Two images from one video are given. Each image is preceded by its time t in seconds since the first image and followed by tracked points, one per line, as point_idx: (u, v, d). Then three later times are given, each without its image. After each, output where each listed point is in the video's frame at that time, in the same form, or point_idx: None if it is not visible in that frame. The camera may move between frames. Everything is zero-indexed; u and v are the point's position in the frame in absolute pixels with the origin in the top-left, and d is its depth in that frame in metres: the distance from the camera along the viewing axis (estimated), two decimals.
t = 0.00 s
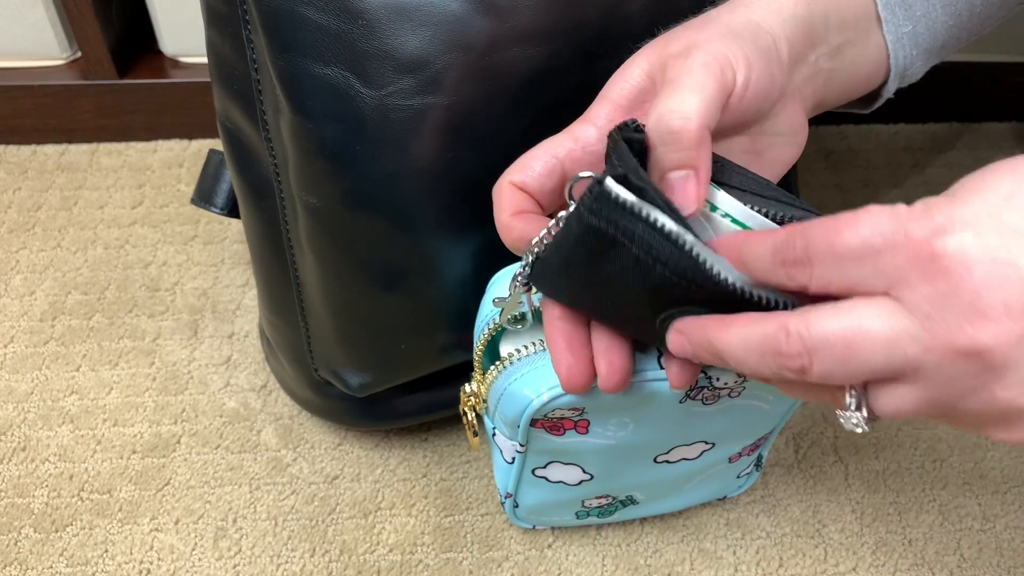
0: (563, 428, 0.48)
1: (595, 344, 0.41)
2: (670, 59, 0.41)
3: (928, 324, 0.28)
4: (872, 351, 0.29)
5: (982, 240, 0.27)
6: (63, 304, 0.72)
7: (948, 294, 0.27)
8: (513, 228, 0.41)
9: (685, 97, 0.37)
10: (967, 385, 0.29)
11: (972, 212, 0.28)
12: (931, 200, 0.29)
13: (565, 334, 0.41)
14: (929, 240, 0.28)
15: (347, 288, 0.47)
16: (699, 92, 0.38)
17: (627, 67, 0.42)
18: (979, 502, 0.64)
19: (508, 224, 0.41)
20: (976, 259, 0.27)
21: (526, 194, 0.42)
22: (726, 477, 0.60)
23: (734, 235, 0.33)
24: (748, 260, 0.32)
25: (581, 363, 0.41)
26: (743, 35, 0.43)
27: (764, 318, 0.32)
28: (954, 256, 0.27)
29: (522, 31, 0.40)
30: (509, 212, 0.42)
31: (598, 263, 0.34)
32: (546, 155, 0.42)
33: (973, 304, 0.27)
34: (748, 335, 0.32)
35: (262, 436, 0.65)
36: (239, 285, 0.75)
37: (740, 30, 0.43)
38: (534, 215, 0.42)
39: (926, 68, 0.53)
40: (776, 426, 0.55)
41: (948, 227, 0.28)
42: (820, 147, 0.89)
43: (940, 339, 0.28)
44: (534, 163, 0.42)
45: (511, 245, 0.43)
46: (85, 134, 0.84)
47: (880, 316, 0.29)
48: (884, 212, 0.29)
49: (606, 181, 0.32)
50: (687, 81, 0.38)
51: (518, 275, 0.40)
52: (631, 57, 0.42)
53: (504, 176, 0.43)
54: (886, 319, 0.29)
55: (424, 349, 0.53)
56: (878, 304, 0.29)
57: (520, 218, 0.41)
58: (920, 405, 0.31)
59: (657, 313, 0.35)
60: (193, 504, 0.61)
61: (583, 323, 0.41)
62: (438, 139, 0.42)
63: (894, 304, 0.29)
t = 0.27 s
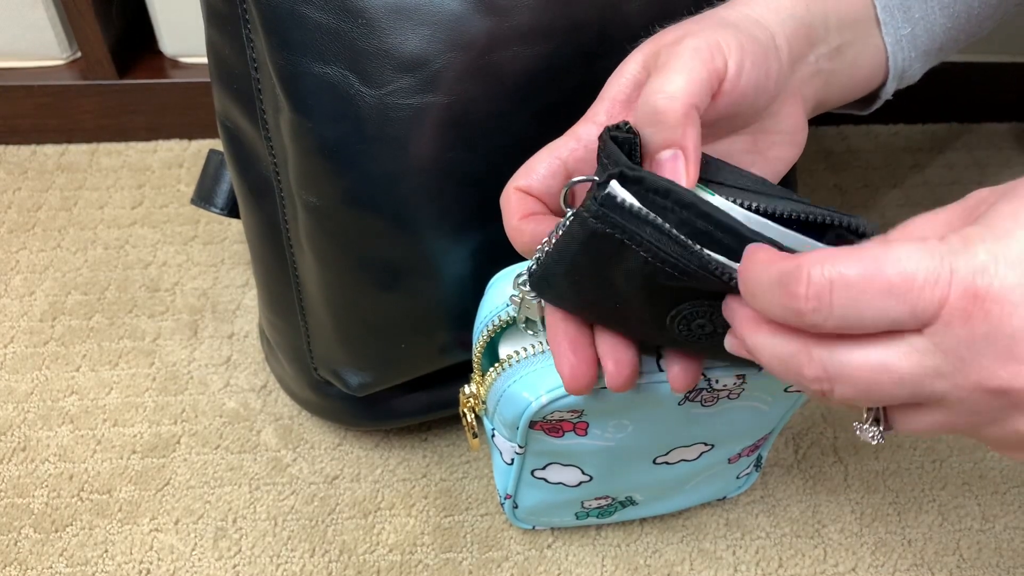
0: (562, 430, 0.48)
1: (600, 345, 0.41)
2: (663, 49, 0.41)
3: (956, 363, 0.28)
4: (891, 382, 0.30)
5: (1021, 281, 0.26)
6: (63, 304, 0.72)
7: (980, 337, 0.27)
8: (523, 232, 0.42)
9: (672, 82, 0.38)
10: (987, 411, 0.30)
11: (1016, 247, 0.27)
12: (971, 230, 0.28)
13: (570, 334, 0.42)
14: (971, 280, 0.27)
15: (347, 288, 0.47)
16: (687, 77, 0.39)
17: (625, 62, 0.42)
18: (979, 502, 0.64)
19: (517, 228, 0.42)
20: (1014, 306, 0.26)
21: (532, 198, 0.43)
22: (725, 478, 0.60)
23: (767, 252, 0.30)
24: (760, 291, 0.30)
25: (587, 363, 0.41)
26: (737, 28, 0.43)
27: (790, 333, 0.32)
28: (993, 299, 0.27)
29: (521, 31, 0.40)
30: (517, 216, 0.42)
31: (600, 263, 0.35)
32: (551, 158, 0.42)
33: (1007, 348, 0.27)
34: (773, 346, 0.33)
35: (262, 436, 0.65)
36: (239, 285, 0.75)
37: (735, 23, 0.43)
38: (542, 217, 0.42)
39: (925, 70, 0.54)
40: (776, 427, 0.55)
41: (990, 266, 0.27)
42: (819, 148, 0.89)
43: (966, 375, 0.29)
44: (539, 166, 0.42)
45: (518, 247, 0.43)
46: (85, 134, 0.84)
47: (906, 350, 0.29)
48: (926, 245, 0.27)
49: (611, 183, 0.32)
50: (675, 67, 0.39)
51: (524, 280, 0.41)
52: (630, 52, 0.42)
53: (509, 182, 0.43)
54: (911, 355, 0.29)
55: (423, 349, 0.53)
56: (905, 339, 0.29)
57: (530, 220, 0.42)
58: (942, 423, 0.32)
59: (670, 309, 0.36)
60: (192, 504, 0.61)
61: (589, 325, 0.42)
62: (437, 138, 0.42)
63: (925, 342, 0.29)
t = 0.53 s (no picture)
0: (563, 430, 0.48)
1: (603, 342, 0.41)
2: (700, 77, 0.42)
3: (948, 323, 0.28)
4: (885, 348, 0.29)
5: (1009, 237, 0.26)
6: (63, 304, 0.72)
7: (971, 292, 0.27)
8: (524, 231, 0.42)
9: (726, 104, 0.38)
10: (982, 384, 0.29)
11: (1004, 208, 0.27)
12: (954, 195, 0.29)
13: (574, 331, 0.42)
14: (956, 238, 0.27)
15: (348, 289, 0.47)
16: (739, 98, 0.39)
17: (649, 69, 0.43)
18: (979, 503, 0.64)
19: (517, 225, 0.42)
20: (1002, 263, 0.26)
21: (533, 195, 0.43)
22: (726, 478, 0.60)
23: (744, 222, 0.32)
24: (754, 243, 0.31)
25: (591, 358, 0.41)
26: (763, 49, 0.44)
27: (784, 305, 0.32)
28: (981, 256, 0.27)
29: (523, 34, 0.40)
30: (519, 214, 0.42)
31: (600, 261, 0.35)
32: (555, 158, 0.42)
33: (998, 306, 0.27)
34: (767, 322, 0.32)
35: (262, 436, 0.65)
36: (239, 286, 0.75)
37: (760, 44, 0.44)
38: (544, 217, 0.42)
39: (928, 74, 0.54)
40: (776, 428, 0.55)
41: (976, 224, 0.27)
42: (820, 148, 0.89)
43: (959, 336, 0.28)
44: (542, 164, 0.42)
45: (520, 247, 0.43)
46: (85, 134, 0.84)
47: (899, 313, 0.29)
48: (912, 207, 0.28)
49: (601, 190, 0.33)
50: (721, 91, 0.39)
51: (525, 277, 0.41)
52: (654, 62, 0.43)
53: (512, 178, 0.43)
54: (904, 317, 0.29)
55: (424, 349, 0.53)
56: (897, 301, 0.29)
57: (530, 220, 0.42)
58: (935, 400, 0.31)
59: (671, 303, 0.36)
60: (193, 505, 0.61)
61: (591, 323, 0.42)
62: (438, 142, 0.42)
63: (916, 302, 0.28)
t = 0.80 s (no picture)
0: (563, 431, 0.48)
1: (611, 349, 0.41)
2: (710, 77, 0.41)
3: (951, 337, 0.27)
4: (891, 366, 0.28)
5: (1008, 249, 0.26)
6: (63, 304, 0.72)
7: (973, 305, 0.26)
8: (531, 238, 0.41)
9: (740, 104, 0.38)
10: (991, 398, 0.28)
11: (1002, 219, 0.26)
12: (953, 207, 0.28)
13: (582, 339, 0.42)
14: (953, 251, 0.26)
15: (348, 290, 0.47)
16: (752, 96, 0.38)
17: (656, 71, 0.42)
18: (980, 503, 0.64)
19: (524, 232, 0.42)
20: (1002, 276, 0.25)
21: (540, 202, 0.43)
22: (726, 479, 0.60)
23: (750, 251, 0.33)
24: (766, 274, 0.32)
25: (598, 367, 0.41)
26: (770, 49, 0.43)
27: (787, 325, 0.31)
28: (980, 269, 0.26)
29: (524, 34, 0.40)
30: (526, 220, 0.42)
31: (610, 279, 0.35)
32: (562, 162, 0.42)
33: (1001, 320, 0.26)
34: (769, 340, 0.32)
35: (263, 436, 0.65)
36: (239, 286, 0.75)
37: (767, 44, 0.44)
38: (551, 224, 0.42)
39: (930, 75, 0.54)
40: (776, 428, 0.55)
41: (974, 236, 0.26)
42: (820, 148, 0.89)
43: (963, 351, 0.27)
44: (550, 169, 0.42)
45: (526, 254, 0.43)
46: (85, 134, 0.84)
47: (901, 328, 0.28)
48: (910, 221, 0.28)
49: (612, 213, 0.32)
50: (733, 91, 0.39)
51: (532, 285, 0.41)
52: (661, 65, 0.43)
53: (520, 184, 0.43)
54: (907, 332, 0.28)
55: (425, 350, 0.53)
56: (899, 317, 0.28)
57: (537, 226, 0.41)
58: (944, 418, 0.30)
59: (681, 321, 0.36)
60: (193, 505, 0.61)
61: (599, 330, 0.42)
62: (439, 142, 0.42)
63: (919, 317, 0.28)
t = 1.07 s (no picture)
0: (564, 428, 0.48)
1: (607, 348, 0.41)
2: (704, 78, 0.41)
3: (927, 359, 0.27)
4: (866, 383, 0.29)
5: (988, 279, 0.26)
6: (64, 304, 0.72)
7: (950, 334, 0.26)
8: (526, 237, 0.41)
9: (732, 103, 0.38)
10: (966, 420, 0.28)
11: (988, 246, 0.26)
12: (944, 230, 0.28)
13: (578, 340, 0.42)
14: (934, 277, 0.27)
15: (349, 288, 0.47)
16: (745, 95, 0.38)
17: (650, 73, 0.42)
18: (980, 502, 0.64)
19: (519, 232, 0.42)
20: (979, 305, 0.26)
21: (536, 201, 0.43)
22: (726, 478, 0.60)
23: (754, 245, 0.33)
24: (765, 273, 0.32)
25: (593, 367, 0.41)
26: (764, 51, 0.44)
27: (776, 329, 0.32)
28: (960, 298, 0.26)
29: (523, 33, 0.40)
30: (521, 220, 0.42)
31: (609, 276, 0.35)
32: (558, 162, 0.42)
33: (976, 347, 0.26)
34: (758, 345, 0.32)
35: (263, 436, 0.65)
36: (240, 286, 0.75)
37: (761, 46, 0.44)
38: (546, 223, 0.42)
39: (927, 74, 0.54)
40: (777, 426, 0.55)
41: (956, 265, 0.26)
42: (820, 148, 0.89)
43: (939, 375, 0.27)
44: (546, 169, 0.42)
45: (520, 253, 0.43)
46: (86, 134, 0.84)
47: (880, 348, 0.28)
48: (900, 242, 0.28)
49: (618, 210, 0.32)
50: (726, 91, 0.39)
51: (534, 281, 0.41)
52: (654, 66, 0.43)
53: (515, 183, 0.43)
54: (884, 351, 0.28)
55: (424, 349, 0.53)
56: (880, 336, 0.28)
57: (532, 227, 0.42)
58: (921, 434, 0.30)
59: (682, 312, 0.36)
60: (194, 505, 0.61)
61: (595, 329, 0.42)
62: (439, 140, 0.42)
63: (899, 338, 0.28)
